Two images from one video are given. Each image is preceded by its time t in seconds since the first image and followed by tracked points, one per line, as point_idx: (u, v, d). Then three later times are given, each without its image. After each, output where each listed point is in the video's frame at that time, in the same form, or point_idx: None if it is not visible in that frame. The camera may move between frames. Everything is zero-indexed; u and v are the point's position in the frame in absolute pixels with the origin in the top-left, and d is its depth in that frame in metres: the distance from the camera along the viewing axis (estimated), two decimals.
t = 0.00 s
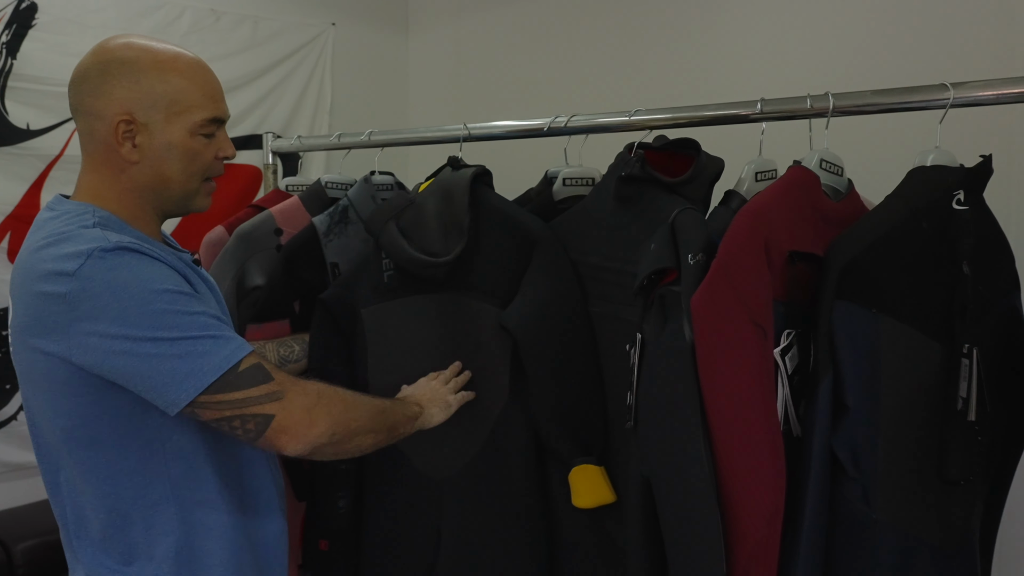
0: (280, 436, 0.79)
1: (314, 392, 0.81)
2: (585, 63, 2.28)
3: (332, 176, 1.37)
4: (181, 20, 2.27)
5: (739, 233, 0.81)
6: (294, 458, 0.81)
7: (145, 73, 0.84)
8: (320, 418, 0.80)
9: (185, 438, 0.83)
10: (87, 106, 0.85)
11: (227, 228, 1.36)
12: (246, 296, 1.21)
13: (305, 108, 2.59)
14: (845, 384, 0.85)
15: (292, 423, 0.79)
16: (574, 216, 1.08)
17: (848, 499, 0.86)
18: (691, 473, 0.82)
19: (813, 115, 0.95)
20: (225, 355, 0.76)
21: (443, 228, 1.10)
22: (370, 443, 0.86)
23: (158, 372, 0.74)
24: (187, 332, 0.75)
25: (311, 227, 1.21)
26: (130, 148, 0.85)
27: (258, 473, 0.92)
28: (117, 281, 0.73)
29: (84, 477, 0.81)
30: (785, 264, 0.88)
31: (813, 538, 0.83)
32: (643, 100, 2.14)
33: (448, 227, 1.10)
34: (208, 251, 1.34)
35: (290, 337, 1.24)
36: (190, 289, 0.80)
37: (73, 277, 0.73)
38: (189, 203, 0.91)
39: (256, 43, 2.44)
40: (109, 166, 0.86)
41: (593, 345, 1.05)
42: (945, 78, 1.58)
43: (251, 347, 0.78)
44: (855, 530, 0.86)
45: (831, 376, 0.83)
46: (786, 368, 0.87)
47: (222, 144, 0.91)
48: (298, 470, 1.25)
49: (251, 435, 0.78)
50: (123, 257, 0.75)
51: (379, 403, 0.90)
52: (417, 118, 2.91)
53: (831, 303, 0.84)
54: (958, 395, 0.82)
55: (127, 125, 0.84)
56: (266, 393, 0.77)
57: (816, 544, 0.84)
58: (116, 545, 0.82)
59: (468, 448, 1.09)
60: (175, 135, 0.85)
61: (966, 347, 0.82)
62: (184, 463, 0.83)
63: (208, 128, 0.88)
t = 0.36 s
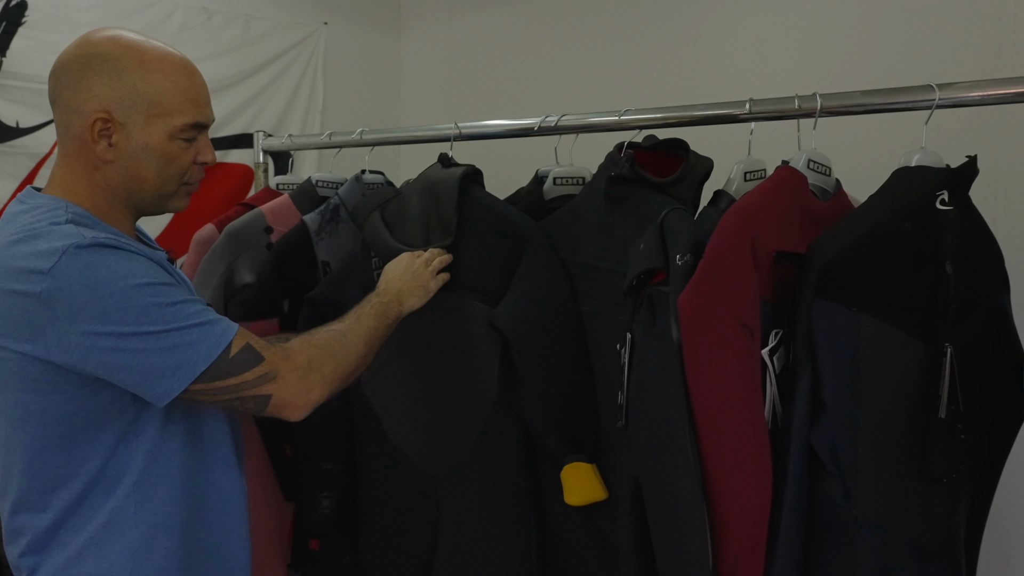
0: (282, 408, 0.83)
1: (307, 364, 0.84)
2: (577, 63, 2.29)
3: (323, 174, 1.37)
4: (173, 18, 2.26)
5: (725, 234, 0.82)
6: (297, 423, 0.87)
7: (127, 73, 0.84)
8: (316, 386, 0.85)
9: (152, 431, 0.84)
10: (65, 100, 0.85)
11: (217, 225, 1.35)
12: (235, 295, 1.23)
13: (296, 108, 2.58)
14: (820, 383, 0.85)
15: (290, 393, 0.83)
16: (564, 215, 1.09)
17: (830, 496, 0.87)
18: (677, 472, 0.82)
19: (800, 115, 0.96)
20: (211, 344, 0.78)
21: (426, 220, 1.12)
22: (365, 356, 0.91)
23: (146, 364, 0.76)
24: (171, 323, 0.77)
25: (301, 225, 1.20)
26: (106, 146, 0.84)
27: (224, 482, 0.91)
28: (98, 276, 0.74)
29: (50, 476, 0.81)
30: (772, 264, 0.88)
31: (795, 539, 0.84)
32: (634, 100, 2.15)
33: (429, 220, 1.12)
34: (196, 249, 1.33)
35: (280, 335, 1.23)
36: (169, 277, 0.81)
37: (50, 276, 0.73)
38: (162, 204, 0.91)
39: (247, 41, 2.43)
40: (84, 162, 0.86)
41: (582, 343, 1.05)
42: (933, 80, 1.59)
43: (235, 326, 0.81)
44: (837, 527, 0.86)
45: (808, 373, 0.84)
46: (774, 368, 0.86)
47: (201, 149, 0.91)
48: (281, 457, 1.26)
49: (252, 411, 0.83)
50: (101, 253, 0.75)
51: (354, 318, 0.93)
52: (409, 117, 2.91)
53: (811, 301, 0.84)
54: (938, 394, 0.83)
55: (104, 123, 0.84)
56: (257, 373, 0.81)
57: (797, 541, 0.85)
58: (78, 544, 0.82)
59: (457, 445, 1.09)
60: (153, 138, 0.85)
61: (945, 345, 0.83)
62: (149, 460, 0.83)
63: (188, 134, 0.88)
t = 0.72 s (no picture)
0: (224, 460, 0.81)
1: (263, 419, 0.82)
2: (570, 63, 2.29)
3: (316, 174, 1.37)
4: (165, 17, 2.25)
5: (717, 233, 0.82)
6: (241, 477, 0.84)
7: (117, 73, 0.84)
8: (267, 446, 0.82)
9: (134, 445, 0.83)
10: (57, 102, 0.84)
11: (209, 225, 1.35)
12: (226, 294, 1.22)
13: (289, 107, 2.58)
14: (811, 383, 0.85)
15: (238, 450, 0.80)
16: (557, 215, 1.09)
17: (821, 495, 0.87)
18: (669, 471, 0.83)
19: (792, 116, 0.97)
20: (175, 375, 0.76)
21: (418, 229, 1.11)
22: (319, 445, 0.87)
23: (106, 384, 0.74)
24: (140, 349, 0.75)
25: (293, 225, 1.21)
26: (99, 147, 0.84)
27: (207, 491, 0.92)
28: (76, 288, 0.73)
29: (37, 473, 0.81)
30: (763, 263, 0.88)
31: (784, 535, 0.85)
32: (628, 100, 2.15)
33: (422, 229, 1.11)
34: (188, 249, 1.33)
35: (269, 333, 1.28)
36: (151, 301, 0.80)
37: (33, 281, 0.73)
38: (160, 202, 0.91)
39: (239, 40, 2.42)
40: (78, 164, 0.85)
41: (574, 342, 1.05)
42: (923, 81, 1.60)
43: (206, 366, 0.79)
44: (828, 527, 0.87)
45: (798, 370, 0.83)
46: (766, 366, 0.86)
47: (194, 145, 0.91)
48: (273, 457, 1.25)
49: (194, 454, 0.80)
50: (86, 263, 0.75)
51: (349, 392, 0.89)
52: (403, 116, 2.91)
53: (801, 301, 0.82)
54: (931, 394, 0.83)
55: (96, 124, 0.83)
56: (209, 420, 0.78)
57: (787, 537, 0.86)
58: (59, 549, 0.82)
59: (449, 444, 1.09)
60: (145, 136, 0.85)
61: (938, 346, 0.84)
62: (132, 465, 0.83)
63: (180, 130, 0.88)
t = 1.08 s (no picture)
0: (302, 336, 0.87)
1: (325, 302, 0.88)
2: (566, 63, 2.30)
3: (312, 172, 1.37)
4: (162, 16, 2.26)
5: (710, 230, 0.83)
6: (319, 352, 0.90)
7: (106, 65, 0.85)
8: (336, 322, 0.88)
9: (155, 396, 0.88)
10: (53, 100, 0.86)
11: (206, 224, 1.36)
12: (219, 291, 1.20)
13: (286, 106, 2.58)
14: (807, 378, 0.86)
15: (311, 327, 0.87)
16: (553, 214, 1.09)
17: (814, 489, 0.87)
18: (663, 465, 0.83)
19: (786, 116, 0.98)
20: (212, 295, 0.81)
21: (414, 225, 1.12)
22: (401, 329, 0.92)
23: (160, 318, 0.80)
24: (178, 276, 0.80)
25: (288, 222, 1.21)
26: (96, 139, 0.86)
27: (224, 451, 0.94)
28: (104, 245, 0.79)
29: (73, 442, 0.87)
30: (757, 260, 0.89)
31: (778, 528, 0.86)
32: (624, 101, 2.17)
33: (418, 224, 1.12)
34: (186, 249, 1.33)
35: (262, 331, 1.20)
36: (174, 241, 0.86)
37: (64, 251, 0.79)
38: (160, 189, 0.91)
39: (236, 40, 2.43)
40: (78, 157, 0.87)
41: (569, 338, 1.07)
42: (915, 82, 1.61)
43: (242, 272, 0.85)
44: (821, 521, 0.87)
45: (793, 368, 0.84)
46: (759, 362, 0.89)
47: (188, 132, 0.91)
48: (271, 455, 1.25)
49: (274, 343, 0.87)
50: (107, 224, 0.81)
51: (416, 276, 0.93)
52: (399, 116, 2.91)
53: (797, 299, 0.84)
54: (921, 389, 0.85)
55: (91, 116, 0.85)
56: (273, 308, 0.84)
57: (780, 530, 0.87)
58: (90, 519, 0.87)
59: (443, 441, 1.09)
60: (138, 124, 0.86)
61: (927, 342, 0.85)
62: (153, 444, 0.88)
63: (172, 117, 0.89)
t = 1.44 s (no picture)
0: (311, 351, 0.88)
1: (333, 314, 0.88)
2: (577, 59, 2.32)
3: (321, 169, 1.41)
4: (177, 16, 2.29)
5: (713, 223, 0.85)
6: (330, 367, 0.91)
7: (135, 69, 0.88)
8: (344, 335, 0.88)
9: (187, 388, 0.91)
10: (87, 104, 0.89)
11: (218, 221, 1.39)
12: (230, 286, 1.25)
13: (299, 104, 2.62)
14: (804, 368, 0.87)
15: (320, 341, 0.87)
16: (556, 209, 1.11)
17: (813, 478, 0.89)
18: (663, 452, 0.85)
19: (788, 110, 0.99)
20: (234, 294, 0.82)
21: (398, 211, 1.15)
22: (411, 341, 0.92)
23: (181, 312, 0.81)
24: (202, 274, 0.82)
25: (297, 218, 1.24)
26: (127, 138, 0.88)
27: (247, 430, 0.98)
28: (138, 243, 0.82)
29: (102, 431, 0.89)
30: (757, 254, 0.91)
31: (778, 517, 0.88)
32: (635, 96, 2.18)
33: (402, 210, 1.14)
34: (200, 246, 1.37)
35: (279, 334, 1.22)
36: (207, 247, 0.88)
37: (102, 246, 0.82)
38: (187, 186, 0.94)
39: (249, 39, 2.46)
40: (111, 157, 0.90)
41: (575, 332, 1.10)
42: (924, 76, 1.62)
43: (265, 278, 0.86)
44: (822, 511, 0.88)
45: (791, 359, 0.86)
46: (759, 354, 0.90)
47: (214, 131, 0.94)
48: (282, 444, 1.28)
49: (285, 354, 0.87)
50: (141, 224, 0.84)
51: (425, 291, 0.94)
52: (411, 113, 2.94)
53: (794, 291, 0.86)
54: (921, 381, 0.85)
55: (122, 117, 0.88)
56: (283, 320, 0.85)
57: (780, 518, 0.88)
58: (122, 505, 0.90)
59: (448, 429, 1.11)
60: (166, 125, 0.89)
61: (927, 334, 0.85)
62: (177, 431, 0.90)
63: (198, 117, 0.91)
